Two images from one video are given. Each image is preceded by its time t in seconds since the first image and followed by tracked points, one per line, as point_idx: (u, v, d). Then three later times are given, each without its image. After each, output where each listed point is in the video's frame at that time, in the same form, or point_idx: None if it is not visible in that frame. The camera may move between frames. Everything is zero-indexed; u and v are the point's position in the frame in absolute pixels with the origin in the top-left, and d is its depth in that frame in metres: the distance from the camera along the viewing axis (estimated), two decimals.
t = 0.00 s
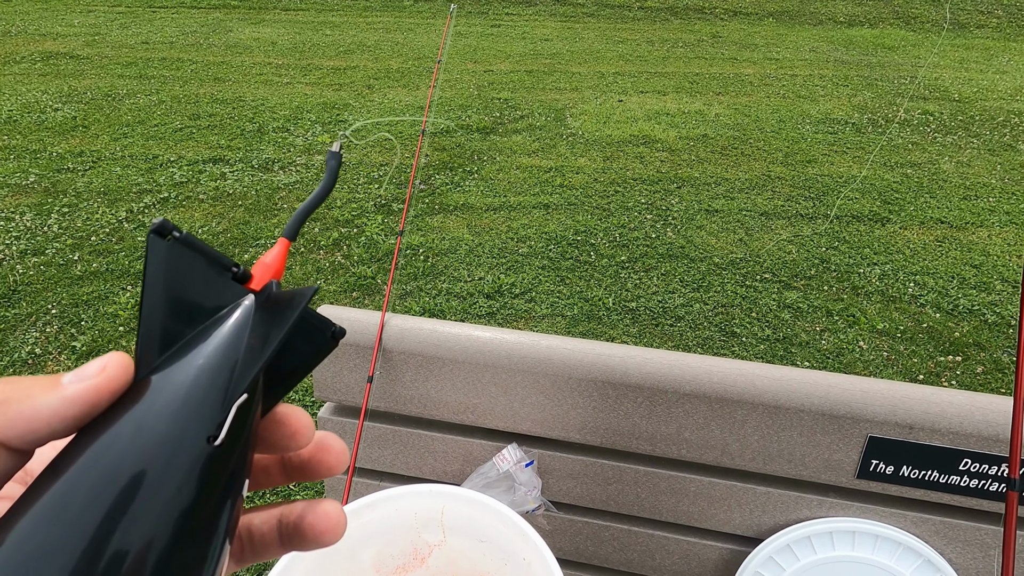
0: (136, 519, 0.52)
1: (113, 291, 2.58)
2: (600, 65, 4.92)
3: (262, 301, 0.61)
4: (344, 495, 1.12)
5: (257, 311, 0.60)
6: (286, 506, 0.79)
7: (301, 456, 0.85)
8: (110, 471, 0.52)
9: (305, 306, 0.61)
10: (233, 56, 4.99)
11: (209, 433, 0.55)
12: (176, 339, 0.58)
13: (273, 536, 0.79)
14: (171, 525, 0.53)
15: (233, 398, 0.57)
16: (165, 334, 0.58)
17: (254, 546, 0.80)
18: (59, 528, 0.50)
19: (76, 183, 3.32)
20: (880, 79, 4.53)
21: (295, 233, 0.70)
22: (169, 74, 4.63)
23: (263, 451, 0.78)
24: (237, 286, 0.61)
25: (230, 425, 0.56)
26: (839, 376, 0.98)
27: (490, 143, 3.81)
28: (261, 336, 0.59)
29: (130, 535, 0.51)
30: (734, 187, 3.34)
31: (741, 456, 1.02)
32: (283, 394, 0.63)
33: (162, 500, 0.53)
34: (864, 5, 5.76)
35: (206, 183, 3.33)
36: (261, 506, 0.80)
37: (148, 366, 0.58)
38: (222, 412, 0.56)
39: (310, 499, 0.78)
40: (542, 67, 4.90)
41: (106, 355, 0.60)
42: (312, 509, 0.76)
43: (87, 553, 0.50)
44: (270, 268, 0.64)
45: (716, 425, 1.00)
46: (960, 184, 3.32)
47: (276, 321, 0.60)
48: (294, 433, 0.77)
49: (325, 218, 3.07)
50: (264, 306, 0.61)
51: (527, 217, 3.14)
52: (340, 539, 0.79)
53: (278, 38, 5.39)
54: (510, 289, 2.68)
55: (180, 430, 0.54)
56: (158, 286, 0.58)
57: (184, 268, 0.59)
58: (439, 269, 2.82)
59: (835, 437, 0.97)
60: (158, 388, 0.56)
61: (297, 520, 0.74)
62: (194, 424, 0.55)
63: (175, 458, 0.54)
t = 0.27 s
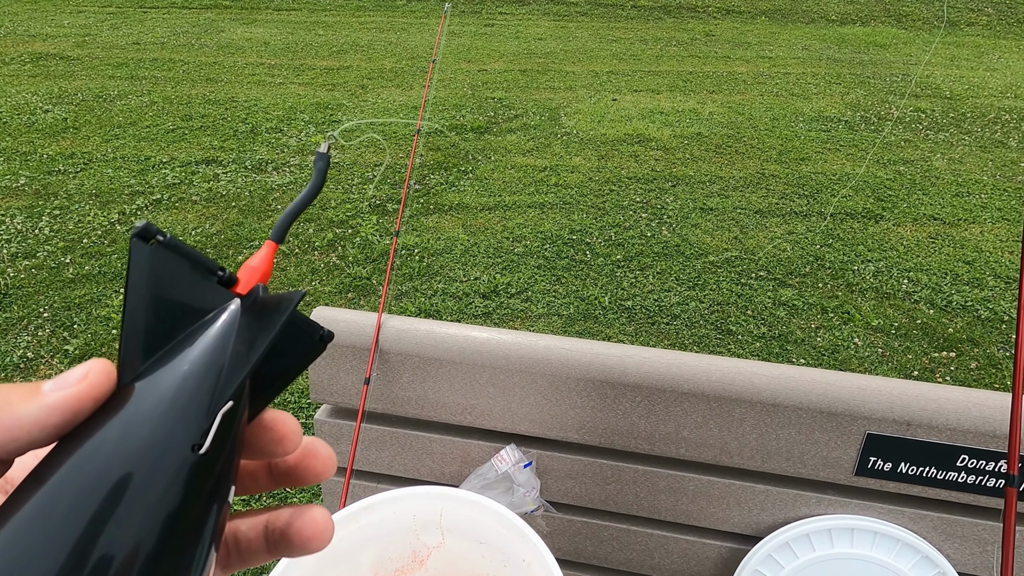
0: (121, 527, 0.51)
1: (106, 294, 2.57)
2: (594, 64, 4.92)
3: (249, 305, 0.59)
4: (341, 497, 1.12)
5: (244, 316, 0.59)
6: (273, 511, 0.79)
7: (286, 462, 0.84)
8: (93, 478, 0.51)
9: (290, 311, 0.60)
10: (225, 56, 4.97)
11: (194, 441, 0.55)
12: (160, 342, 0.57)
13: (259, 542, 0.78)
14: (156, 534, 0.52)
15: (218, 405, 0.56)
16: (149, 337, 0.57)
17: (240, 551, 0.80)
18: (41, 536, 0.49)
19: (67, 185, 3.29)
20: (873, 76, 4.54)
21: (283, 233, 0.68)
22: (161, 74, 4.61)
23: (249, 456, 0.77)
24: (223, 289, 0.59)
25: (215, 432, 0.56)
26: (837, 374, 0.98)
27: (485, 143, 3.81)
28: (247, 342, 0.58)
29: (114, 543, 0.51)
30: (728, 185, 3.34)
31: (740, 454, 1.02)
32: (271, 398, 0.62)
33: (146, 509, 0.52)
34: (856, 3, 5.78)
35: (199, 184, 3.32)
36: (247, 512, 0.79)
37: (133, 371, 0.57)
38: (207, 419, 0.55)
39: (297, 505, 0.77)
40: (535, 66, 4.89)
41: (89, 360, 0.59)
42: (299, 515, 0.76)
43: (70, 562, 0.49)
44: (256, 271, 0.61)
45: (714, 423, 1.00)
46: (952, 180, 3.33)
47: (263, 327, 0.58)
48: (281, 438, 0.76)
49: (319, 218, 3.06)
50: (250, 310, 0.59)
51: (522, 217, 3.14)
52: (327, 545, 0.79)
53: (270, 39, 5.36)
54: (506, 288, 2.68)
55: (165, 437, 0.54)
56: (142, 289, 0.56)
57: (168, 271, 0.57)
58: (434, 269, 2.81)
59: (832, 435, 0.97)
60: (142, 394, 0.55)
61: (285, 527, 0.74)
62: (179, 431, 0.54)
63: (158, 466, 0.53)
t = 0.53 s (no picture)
0: (105, 533, 0.50)
1: (93, 294, 2.54)
2: (584, 60, 4.92)
3: (235, 312, 0.59)
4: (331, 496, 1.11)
5: (228, 322, 0.58)
6: (259, 516, 0.79)
7: (272, 467, 0.84)
8: (78, 485, 0.51)
9: (275, 318, 0.59)
10: (213, 53, 4.93)
11: (179, 447, 0.54)
12: (146, 350, 0.57)
13: (246, 547, 0.78)
14: (141, 539, 0.52)
15: (203, 410, 0.56)
16: (136, 346, 0.57)
17: (226, 556, 0.79)
18: (24, 543, 0.48)
19: (53, 184, 3.26)
20: (862, 71, 4.56)
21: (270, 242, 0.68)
22: (148, 72, 4.56)
23: (235, 461, 0.77)
24: (209, 297, 0.59)
25: (200, 438, 0.55)
26: (824, 367, 0.98)
27: (476, 140, 3.80)
28: (232, 348, 0.58)
29: (98, 549, 0.50)
30: (719, 180, 3.35)
31: (729, 449, 1.03)
32: (257, 404, 0.62)
33: (131, 515, 0.51)
34: None
35: (187, 183, 3.29)
36: (234, 516, 0.79)
37: (119, 379, 0.57)
38: (192, 425, 0.55)
39: (282, 509, 0.77)
40: (526, 62, 4.88)
41: (78, 368, 0.59)
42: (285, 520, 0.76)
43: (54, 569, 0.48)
44: (243, 279, 0.61)
45: (703, 418, 1.00)
46: (940, 174, 3.36)
47: (248, 333, 0.58)
48: (268, 444, 0.75)
49: (310, 217, 3.04)
50: (236, 316, 0.59)
51: (514, 213, 3.13)
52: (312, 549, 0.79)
53: (258, 35, 5.32)
54: (498, 285, 2.68)
55: (150, 443, 0.53)
56: (128, 298, 0.57)
57: (154, 279, 0.57)
58: (426, 267, 2.80)
59: (820, 428, 0.98)
60: (126, 402, 0.55)
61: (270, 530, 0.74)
62: (164, 437, 0.54)
63: (143, 472, 0.52)
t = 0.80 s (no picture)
0: (164, 542, 0.52)
1: (88, 294, 2.53)
2: (579, 55, 4.90)
3: (287, 324, 0.58)
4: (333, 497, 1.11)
5: (281, 335, 0.58)
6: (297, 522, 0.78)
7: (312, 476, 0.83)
8: (135, 496, 0.51)
9: (329, 334, 0.58)
10: (205, 49, 4.89)
11: (234, 459, 0.55)
12: (199, 362, 0.56)
13: (283, 553, 0.78)
14: (198, 547, 0.53)
15: (257, 422, 0.56)
16: (189, 357, 0.56)
17: (262, 562, 0.79)
18: (90, 550, 0.50)
19: (45, 183, 3.23)
20: (856, 64, 4.56)
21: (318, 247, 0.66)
22: (139, 68, 4.53)
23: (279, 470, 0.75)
24: (259, 308, 0.58)
25: (254, 449, 0.55)
26: (826, 364, 0.98)
27: (471, 135, 3.78)
28: (286, 361, 0.57)
29: (157, 555, 0.51)
30: (715, 175, 3.35)
31: (732, 446, 1.03)
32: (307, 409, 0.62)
33: (189, 525, 0.52)
34: None
35: (181, 181, 3.27)
36: (273, 523, 0.78)
37: (173, 389, 0.56)
38: (246, 437, 0.55)
39: (322, 517, 0.77)
40: (520, 57, 4.86)
41: (134, 378, 0.56)
42: (326, 529, 0.76)
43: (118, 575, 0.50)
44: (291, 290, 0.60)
45: (706, 416, 1.00)
46: (935, 167, 3.36)
47: (302, 346, 0.57)
48: (312, 454, 0.74)
49: (305, 214, 3.03)
50: (288, 329, 0.58)
51: (510, 209, 3.12)
52: (350, 557, 0.80)
53: (251, 31, 5.29)
54: (495, 282, 2.67)
55: (205, 456, 0.53)
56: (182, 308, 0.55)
57: (207, 290, 0.56)
58: (423, 264, 2.80)
59: (822, 425, 0.98)
60: (181, 414, 0.54)
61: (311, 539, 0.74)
62: (218, 449, 0.54)
63: (198, 484, 0.53)
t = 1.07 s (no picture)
0: (79, 511, 0.49)
1: (74, 292, 2.51)
2: (571, 49, 4.89)
3: (217, 295, 0.60)
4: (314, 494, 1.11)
5: (210, 302, 0.59)
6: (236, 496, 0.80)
7: (251, 450, 0.84)
8: (52, 462, 0.50)
9: (256, 301, 0.60)
10: (194, 44, 4.85)
11: (157, 425, 0.53)
12: (125, 330, 0.56)
13: (223, 527, 0.80)
14: (116, 518, 0.51)
15: (182, 389, 0.55)
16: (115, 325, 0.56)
17: (204, 535, 0.80)
18: None
19: (31, 180, 3.20)
20: (848, 58, 4.56)
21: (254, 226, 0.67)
22: (127, 64, 4.49)
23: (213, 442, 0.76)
24: (191, 279, 0.59)
25: (178, 417, 0.55)
26: (807, 357, 0.99)
27: (463, 130, 3.77)
28: (214, 327, 0.58)
29: (73, 526, 0.49)
30: (707, 169, 3.35)
31: (713, 439, 1.03)
32: (237, 384, 0.62)
33: (106, 493, 0.51)
34: None
35: (170, 177, 3.24)
36: (212, 498, 0.80)
37: (98, 359, 0.56)
38: (170, 404, 0.54)
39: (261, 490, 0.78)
40: (513, 52, 4.85)
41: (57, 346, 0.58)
42: (263, 502, 0.77)
43: (27, 546, 0.47)
44: (229, 263, 0.62)
45: (688, 409, 1.00)
46: (926, 160, 3.37)
47: (230, 315, 0.58)
48: (247, 426, 0.75)
49: (295, 210, 3.01)
50: (217, 298, 0.59)
51: (502, 205, 3.12)
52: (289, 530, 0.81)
53: (240, 26, 5.24)
54: (486, 277, 2.67)
55: (126, 421, 0.52)
56: (109, 276, 0.56)
57: (134, 256, 0.56)
58: (414, 260, 2.79)
59: (804, 417, 0.98)
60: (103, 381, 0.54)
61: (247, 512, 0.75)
62: (141, 414, 0.53)
63: (120, 448, 0.52)
